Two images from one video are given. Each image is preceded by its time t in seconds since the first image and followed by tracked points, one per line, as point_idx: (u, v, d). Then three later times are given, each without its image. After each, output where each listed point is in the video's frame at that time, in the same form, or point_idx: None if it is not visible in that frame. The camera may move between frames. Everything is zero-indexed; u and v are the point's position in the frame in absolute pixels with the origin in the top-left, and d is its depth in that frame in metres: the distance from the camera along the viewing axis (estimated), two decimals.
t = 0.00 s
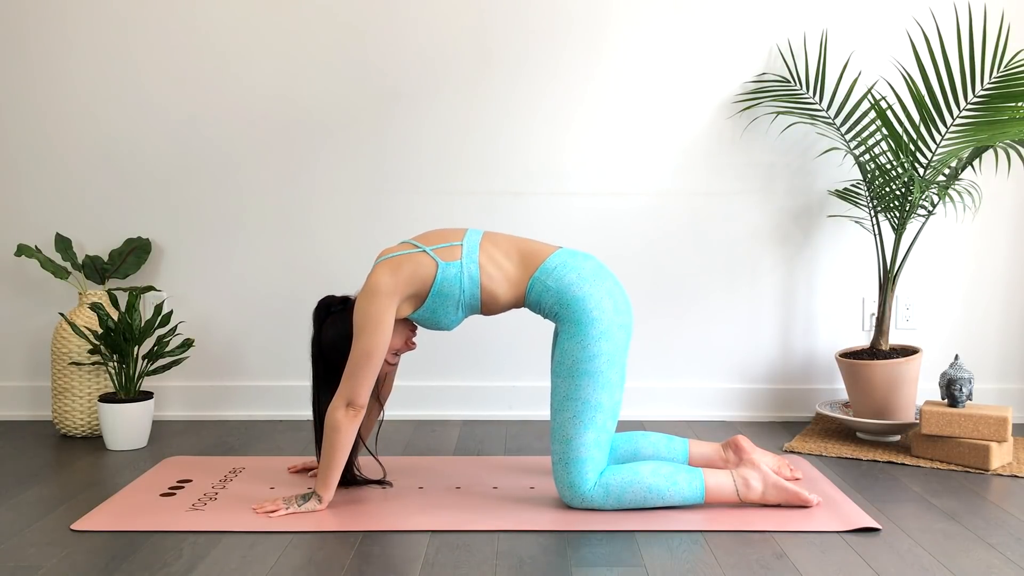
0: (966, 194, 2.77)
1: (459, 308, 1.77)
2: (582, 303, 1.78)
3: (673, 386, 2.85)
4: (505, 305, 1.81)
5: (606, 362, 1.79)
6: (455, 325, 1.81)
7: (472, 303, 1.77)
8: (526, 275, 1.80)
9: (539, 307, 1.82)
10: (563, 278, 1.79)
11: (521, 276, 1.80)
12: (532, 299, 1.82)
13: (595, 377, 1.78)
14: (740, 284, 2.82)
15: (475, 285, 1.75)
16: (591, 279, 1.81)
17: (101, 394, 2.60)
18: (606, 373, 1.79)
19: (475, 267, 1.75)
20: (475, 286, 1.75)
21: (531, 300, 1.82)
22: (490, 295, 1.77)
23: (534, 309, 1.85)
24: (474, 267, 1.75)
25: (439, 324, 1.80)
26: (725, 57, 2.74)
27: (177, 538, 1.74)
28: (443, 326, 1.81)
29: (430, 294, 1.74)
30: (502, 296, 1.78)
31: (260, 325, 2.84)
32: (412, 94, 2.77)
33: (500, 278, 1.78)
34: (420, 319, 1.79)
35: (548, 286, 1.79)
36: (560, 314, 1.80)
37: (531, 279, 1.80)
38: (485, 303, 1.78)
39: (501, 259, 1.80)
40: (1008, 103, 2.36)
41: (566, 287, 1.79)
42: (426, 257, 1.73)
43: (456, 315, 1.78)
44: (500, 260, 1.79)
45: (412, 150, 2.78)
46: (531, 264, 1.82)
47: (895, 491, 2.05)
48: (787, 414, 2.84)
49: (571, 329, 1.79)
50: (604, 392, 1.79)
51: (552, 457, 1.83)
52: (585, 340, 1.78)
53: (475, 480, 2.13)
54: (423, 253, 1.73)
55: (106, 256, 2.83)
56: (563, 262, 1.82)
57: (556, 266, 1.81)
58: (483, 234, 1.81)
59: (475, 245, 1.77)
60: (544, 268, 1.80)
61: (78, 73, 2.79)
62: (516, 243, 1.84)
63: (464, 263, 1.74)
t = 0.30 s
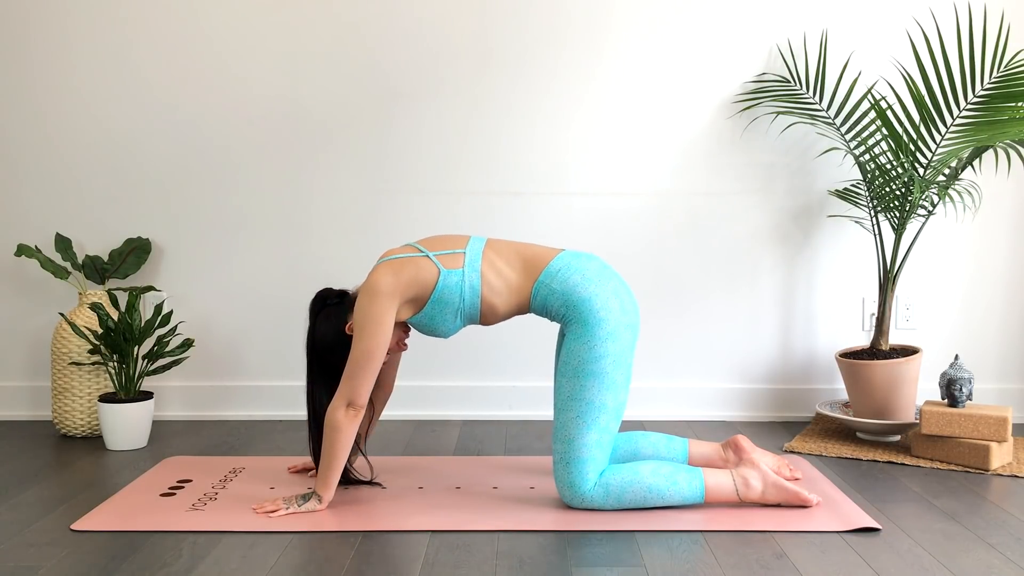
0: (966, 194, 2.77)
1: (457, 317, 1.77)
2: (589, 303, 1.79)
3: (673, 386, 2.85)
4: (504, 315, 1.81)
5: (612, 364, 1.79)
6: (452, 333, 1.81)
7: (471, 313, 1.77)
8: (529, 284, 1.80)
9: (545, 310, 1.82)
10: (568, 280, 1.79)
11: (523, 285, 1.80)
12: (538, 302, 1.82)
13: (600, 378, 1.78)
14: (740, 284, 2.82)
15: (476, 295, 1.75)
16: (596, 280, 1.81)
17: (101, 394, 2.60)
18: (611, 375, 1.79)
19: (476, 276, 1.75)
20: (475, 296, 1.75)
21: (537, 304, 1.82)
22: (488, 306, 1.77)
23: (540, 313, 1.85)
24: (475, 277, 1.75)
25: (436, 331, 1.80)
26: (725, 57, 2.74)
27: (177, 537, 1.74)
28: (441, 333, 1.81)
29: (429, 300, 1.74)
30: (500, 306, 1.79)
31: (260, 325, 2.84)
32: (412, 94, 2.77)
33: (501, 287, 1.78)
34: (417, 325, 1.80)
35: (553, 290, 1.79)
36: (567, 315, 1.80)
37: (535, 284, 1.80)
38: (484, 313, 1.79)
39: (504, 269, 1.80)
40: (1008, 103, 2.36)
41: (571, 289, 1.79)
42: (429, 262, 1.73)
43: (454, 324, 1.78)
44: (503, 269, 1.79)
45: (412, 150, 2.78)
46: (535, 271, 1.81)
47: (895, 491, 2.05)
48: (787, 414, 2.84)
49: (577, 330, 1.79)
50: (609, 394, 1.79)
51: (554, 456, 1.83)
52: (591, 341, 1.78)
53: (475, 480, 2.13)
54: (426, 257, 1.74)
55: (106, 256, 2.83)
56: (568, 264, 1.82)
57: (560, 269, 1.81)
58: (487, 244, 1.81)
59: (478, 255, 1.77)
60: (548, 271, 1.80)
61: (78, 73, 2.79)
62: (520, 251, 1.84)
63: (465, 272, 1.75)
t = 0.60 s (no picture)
0: (966, 194, 2.77)
1: (454, 326, 1.78)
2: (590, 305, 1.79)
3: (673, 386, 2.85)
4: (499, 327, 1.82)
5: (615, 364, 1.79)
6: (446, 341, 1.82)
7: (468, 323, 1.79)
8: (527, 294, 1.81)
9: (547, 314, 1.83)
10: (568, 283, 1.80)
11: (521, 295, 1.81)
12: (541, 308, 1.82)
13: (603, 379, 1.78)
14: (740, 284, 2.82)
15: (473, 307, 1.76)
16: (596, 281, 1.82)
17: (101, 394, 2.60)
18: (614, 375, 1.79)
19: (475, 287, 1.76)
20: (473, 307, 1.76)
21: (539, 309, 1.82)
22: (487, 316, 1.78)
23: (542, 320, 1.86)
24: (474, 288, 1.76)
25: (431, 338, 1.81)
26: (725, 57, 2.74)
27: (177, 538, 1.74)
28: (435, 341, 1.82)
29: (427, 307, 1.76)
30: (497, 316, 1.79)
31: (260, 325, 2.84)
32: (412, 94, 2.77)
33: (500, 299, 1.79)
34: (413, 330, 1.81)
35: (553, 294, 1.80)
36: (569, 318, 1.81)
37: (535, 291, 1.81)
38: (481, 324, 1.80)
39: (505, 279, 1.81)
40: (1008, 103, 2.36)
41: (572, 291, 1.79)
42: (431, 269, 1.75)
43: (450, 333, 1.79)
44: (503, 279, 1.80)
45: (412, 150, 2.78)
46: (534, 280, 1.82)
47: (895, 491, 2.05)
48: (787, 414, 2.84)
49: (580, 330, 1.80)
50: (611, 394, 1.79)
51: (555, 456, 1.83)
52: (594, 341, 1.78)
53: (475, 480, 2.13)
54: (428, 264, 1.76)
55: (106, 256, 2.83)
56: (567, 268, 1.83)
57: (560, 273, 1.81)
58: (488, 255, 1.83)
59: (478, 265, 1.79)
60: (547, 276, 1.81)
61: (78, 73, 2.79)
62: (522, 261, 1.85)
63: (465, 282, 1.76)
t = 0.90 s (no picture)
0: (966, 194, 2.77)
1: (449, 334, 1.79)
2: (589, 306, 1.79)
3: (674, 386, 2.85)
4: (495, 337, 1.82)
5: (617, 364, 1.79)
6: (441, 348, 1.83)
7: (463, 332, 1.79)
8: (526, 302, 1.81)
9: (547, 321, 1.82)
10: (565, 287, 1.80)
11: (520, 304, 1.81)
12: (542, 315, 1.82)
13: (604, 379, 1.78)
14: (740, 284, 2.82)
15: (471, 316, 1.77)
16: (593, 282, 1.82)
17: (101, 394, 2.60)
18: (615, 375, 1.79)
19: (473, 296, 1.77)
20: (470, 316, 1.77)
21: (539, 316, 1.81)
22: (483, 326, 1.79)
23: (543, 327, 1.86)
24: (472, 297, 1.77)
25: (426, 345, 1.81)
26: (725, 57, 2.74)
27: (177, 538, 1.74)
28: (430, 348, 1.83)
29: (424, 314, 1.76)
30: (493, 324, 1.79)
31: (260, 325, 2.84)
32: (412, 94, 2.77)
33: (499, 308, 1.79)
34: (409, 336, 1.81)
35: (551, 298, 1.80)
36: (569, 321, 1.81)
37: (534, 298, 1.81)
38: (477, 333, 1.80)
39: (503, 289, 1.81)
40: (1008, 103, 2.36)
41: (570, 294, 1.80)
42: (430, 275, 1.76)
43: (445, 340, 1.80)
44: (500, 288, 1.81)
45: (412, 149, 2.78)
46: (532, 287, 1.82)
47: (895, 491, 2.05)
48: (787, 414, 2.84)
49: (581, 331, 1.80)
50: (612, 394, 1.79)
51: (555, 456, 1.83)
52: (595, 342, 1.78)
53: (475, 480, 2.13)
54: (428, 270, 1.77)
55: (106, 256, 2.83)
56: (564, 271, 1.83)
57: (557, 277, 1.82)
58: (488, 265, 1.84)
59: (477, 274, 1.80)
60: (545, 282, 1.82)
61: (78, 73, 2.79)
62: (522, 270, 1.85)
63: (463, 291, 1.77)
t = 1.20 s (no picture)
0: (966, 194, 2.77)
1: (443, 340, 1.80)
2: (587, 308, 1.79)
3: (674, 386, 2.85)
4: (489, 345, 1.84)
5: (617, 364, 1.79)
6: (434, 354, 1.84)
7: (457, 339, 1.80)
8: (522, 310, 1.81)
9: (545, 327, 1.83)
10: (561, 291, 1.81)
11: (516, 315, 1.81)
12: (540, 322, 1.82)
13: (604, 379, 1.78)
14: (740, 284, 2.82)
15: (466, 324, 1.78)
16: (589, 283, 1.82)
17: (101, 394, 2.60)
18: (615, 375, 1.79)
19: (470, 304, 1.78)
20: (466, 323, 1.78)
21: (537, 323, 1.82)
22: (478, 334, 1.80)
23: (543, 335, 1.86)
24: (469, 305, 1.78)
25: (419, 349, 1.83)
26: (725, 57, 2.74)
27: (177, 538, 1.74)
28: (423, 352, 1.84)
29: (419, 319, 1.77)
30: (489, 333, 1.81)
31: (260, 325, 2.84)
32: (412, 94, 2.77)
33: (495, 316, 1.80)
34: (403, 340, 1.82)
35: (548, 303, 1.80)
36: (568, 324, 1.81)
37: (530, 305, 1.81)
38: (471, 341, 1.82)
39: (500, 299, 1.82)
40: (1008, 103, 2.36)
41: (566, 298, 1.80)
42: (429, 280, 1.76)
43: (438, 346, 1.81)
44: (498, 296, 1.82)
45: (411, 149, 2.78)
46: (528, 294, 1.82)
47: (895, 491, 2.05)
48: (787, 414, 2.84)
49: (579, 333, 1.80)
50: (612, 394, 1.79)
51: (555, 456, 1.83)
52: (595, 342, 1.78)
53: (475, 480, 2.13)
54: (427, 274, 1.77)
55: (106, 256, 2.83)
56: (559, 276, 1.84)
57: (553, 283, 1.83)
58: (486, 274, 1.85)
59: (475, 282, 1.81)
60: (541, 289, 1.82)
61: (78, 73, 2.79)
62: (520, 279, 1.86)
63: (460, 298, 1.78)
